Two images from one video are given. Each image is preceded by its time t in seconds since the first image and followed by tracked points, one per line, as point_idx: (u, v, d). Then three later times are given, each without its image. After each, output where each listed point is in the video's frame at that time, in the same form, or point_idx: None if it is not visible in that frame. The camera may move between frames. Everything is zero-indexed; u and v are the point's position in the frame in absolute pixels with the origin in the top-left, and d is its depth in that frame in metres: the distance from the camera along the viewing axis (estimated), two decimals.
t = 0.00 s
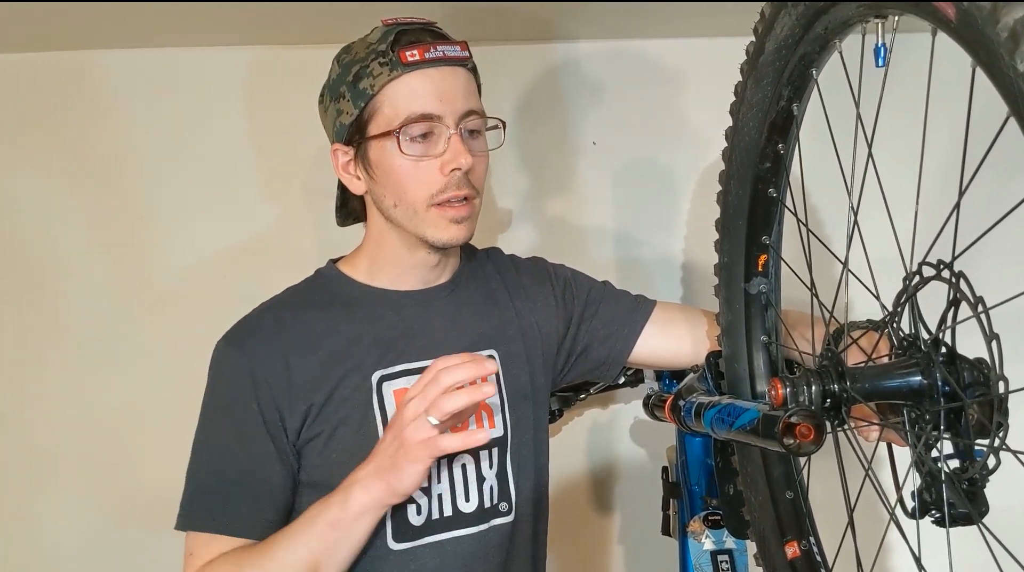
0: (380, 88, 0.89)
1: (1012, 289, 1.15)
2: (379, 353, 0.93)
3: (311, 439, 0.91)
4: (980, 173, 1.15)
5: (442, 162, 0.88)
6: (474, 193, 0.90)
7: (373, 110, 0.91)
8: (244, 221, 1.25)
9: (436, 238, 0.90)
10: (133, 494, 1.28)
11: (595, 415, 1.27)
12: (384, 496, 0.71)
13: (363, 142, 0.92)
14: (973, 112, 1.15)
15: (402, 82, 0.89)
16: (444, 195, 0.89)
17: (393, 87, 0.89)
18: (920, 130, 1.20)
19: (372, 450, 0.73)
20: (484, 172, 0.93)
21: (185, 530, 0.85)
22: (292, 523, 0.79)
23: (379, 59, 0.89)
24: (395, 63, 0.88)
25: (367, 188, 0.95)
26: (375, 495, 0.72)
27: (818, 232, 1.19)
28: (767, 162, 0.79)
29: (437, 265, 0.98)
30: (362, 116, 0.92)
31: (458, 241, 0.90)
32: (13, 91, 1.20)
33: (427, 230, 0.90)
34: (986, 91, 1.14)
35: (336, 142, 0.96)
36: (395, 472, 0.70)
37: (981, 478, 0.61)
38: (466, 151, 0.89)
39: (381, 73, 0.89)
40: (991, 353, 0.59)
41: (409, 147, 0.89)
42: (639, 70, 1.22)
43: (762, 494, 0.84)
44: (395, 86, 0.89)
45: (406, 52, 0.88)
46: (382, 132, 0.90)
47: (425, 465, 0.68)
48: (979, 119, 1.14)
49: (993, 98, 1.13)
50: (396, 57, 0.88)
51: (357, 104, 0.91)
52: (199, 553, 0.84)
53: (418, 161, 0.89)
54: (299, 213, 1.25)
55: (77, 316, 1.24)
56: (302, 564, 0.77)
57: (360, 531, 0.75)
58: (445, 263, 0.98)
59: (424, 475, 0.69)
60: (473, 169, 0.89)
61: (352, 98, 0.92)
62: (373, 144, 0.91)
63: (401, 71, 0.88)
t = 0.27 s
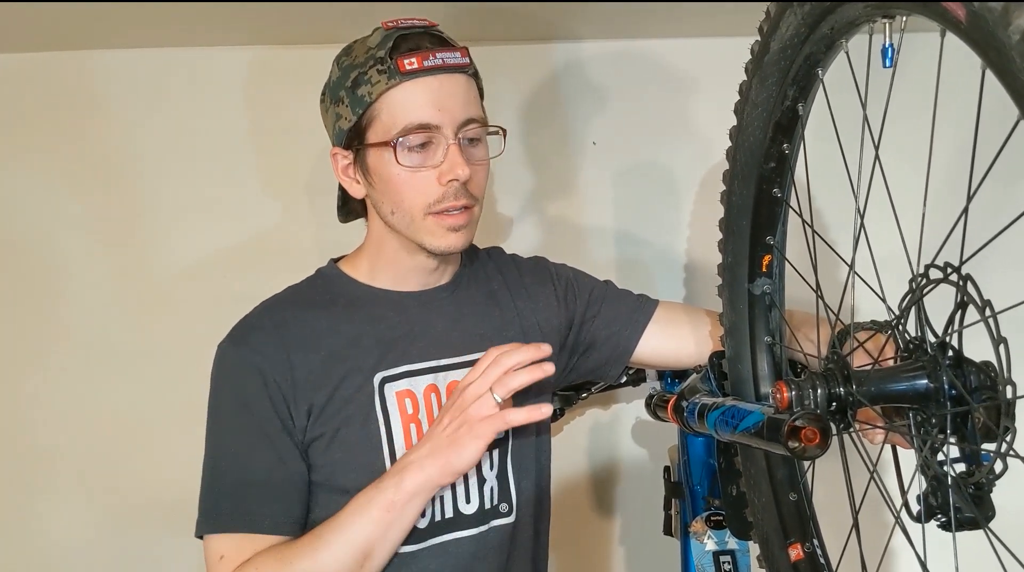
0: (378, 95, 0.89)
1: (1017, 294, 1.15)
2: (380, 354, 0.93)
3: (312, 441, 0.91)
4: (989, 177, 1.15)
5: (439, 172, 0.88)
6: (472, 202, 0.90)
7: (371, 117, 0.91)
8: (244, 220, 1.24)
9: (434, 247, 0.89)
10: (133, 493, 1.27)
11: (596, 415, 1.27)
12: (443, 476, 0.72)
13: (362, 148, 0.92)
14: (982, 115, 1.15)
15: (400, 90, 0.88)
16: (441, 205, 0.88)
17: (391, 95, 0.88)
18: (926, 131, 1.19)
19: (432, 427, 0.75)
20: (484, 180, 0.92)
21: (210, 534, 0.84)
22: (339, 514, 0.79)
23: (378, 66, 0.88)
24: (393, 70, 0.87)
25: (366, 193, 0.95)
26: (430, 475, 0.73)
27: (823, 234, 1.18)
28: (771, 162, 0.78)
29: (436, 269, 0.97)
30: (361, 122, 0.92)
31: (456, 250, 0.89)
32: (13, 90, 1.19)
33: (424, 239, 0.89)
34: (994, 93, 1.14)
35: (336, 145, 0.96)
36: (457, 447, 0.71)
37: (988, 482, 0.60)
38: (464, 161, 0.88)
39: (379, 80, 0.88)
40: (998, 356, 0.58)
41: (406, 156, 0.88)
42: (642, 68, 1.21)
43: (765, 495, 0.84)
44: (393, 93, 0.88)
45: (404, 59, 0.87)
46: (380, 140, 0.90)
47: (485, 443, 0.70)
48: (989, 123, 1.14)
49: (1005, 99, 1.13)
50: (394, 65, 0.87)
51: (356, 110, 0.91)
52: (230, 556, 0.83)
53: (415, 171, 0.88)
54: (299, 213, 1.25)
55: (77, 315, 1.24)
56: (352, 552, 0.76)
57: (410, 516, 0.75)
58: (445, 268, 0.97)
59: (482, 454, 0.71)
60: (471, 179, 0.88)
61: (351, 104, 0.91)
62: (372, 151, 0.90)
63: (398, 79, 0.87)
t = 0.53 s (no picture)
0: (382, 107, 0.88)
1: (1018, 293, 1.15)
2: (380, 354, 0.93)
3: (312, 440, 0.91)
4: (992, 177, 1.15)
5: (442, 187, 0.87)
6: (474, 216, 0.90)
7: (375, 126, 0.90)
8: (244, 220, 1.24)
9: (434, 260, 0.89)
10: (134, 492, 1.27)
11: (597, 414, 1.27)
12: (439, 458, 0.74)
13: (365, 156, 0.92)
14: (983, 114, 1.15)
15: (405, 103, 0.87)
16: (443, 219, 0.88)
17: (396, 108, 0.88)
18: (928, 129, 1.19)
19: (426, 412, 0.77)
20: (486, 194, 0.92)
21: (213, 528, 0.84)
22: (338, 504, 0.79)
23: (383, 77, 0.88)
24: (399, 83, 0.86)
25: (369, 199, 0.95)
26: (428, 460, 0.74)
27: (825, 234, 1.18)
28: (773, 160, 0.79)
29: (436, 274, 0.97)
30: (365, 130, 0.91)
31: (455, 263, 0.90)
32: (12, 89, 1.19)
33: (425, 250, 0.89)
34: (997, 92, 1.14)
35: (340, 149, 0.96)
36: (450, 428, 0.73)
37: (988, 481, 0.60)
38: (467, 177, 0.88)
39: (384, 92, 0.87)
40: (999, 356, 0.58)
41: (409, 169, 0.88)
42: (643, 67, 1.21)
43: (765, 493, 0.84)
44: (398, 106, 0.88)
45: (410, 72, 0.86)
46: (384, 151, 0.90)
47: (481, 422, 0.72)
48: (990, 124, 1.15)
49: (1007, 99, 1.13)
50: (400, 77, 0.87)
51: (359, 119, 0.90)
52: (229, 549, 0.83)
53: (417, 185, 0.88)
54: (300, 213, 1.25)
55: (76, 314, 1.24)
56: (351, 543, 0.76)
57: (408, 503, 0.76)
58: (445, 273, 0.97)
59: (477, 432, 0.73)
60: (473, 195, 0.88)
61: (355, 112, 0.91)
62: (375, 161, 0.90)
63: (404, 92, 0.86)
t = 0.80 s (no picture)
0: (392, 111, 0.88)
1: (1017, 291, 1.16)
2: (382, 353, 0.93)
3: (314, 438, 0.91)
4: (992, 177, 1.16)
5: (446, 193, 0.88)
6: (476, 223, 0.90)
7: (384, 128, 0.90)
8: (246, 219, 1.24)
9: (435, 264, 0.90)
10: (136, 490, 1.27)
11: (598, 414, 1.27)
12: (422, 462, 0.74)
13: (372, 156, 0.92)
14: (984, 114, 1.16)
15: (415, 108, 0.87)
16: (446, 225, 0.88)
17: (405, 112, 0.88)
18: (928, 129, 1.20)
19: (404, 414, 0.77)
20: (490, 201, 0.93)
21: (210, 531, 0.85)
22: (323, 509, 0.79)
23: (393, 81, 0.88)
24: (409, 88, 0.87)
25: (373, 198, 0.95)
26: (409, 464, 0.74)
27: (827, 232, 1.19)
28: (774, 159, 0.79)
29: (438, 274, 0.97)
30: (373, 131, 0.91)
31: (457, 268, 0.90)
32: (15, 89, 1.20)
33: (426, 254, 0.90)
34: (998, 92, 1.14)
35: (346, 147, 0.96)
36: (427, 428, 0.73)
37: (988, 479, 0.61)
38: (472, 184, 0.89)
39: (393, 96, 0.87)
40: (999, 354, 0.59)
41: (415, 174, 0.88)
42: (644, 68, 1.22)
43: (765, 490, 0.84)
44: (407, 110, 0.88)
45: (420, 78, 0.86)
46: (391, 153, 0.90)
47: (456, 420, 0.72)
48: (990, 124, 1.15)
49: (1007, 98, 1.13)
50: (411, 82, 0.87)
51: (368, 120, 0.90)
52: (223, 554, 0.83)
53: (422, 190, 0.88)
54: (302, 212, 1.25)
55: (78, 314, 1.24)
56: (334, 549, 0.76)
57: (392, 508, 0.76)
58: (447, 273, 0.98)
59: (455, 431, 0.73)
60: (477, 203, 0.89)
61: (363, 112, 0.91)
62: (382, 163, 0.90)
63: (413, 98, 0.87)
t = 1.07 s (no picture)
0: (385, 94, 0.89)
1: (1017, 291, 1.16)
2: (382, 352, 0.93)
3: (314, 437, 0.91)
4: (992, 178, 1.16)
5: (443, 170, 0.88)
6: (474, 201, 0.90)
7: (378, 114, 0.91)
8: (246, 219, 1.25)
9: (436, 244, 0.90)
10: (137, 490, 1.28)
11: (598, 414, 1.28)
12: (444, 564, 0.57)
13: (368, 144, 0.93)
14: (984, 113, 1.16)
15: (407, 89, 0.89)
16: (444, 203, 0.89)
17: (398, 93, 0.89)
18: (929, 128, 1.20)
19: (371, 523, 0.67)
20: (487, 180, 0.93)
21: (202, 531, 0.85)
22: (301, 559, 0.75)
23: (385, 65, 0.89)
24: (400, 69, 0.88)
25: (371, 189, 0.96)
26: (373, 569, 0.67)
27: (827, 232, 1.19)
28: (774, 158, 0.79)
29: (440, 263, 0.97)
30: (368, 119, 0.92)
31: (458, 246, 0.90)
32: (16, 90, 1.20)
33: (426, 235, 0.90)
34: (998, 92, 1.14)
35: (342, 142, 0.97)
36: (417, 559, 0.60)
37: (986, 478, 0.61)
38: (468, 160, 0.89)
39: (386, 79, 0.89)
40: (997, 353, 0.59)
41: (411, 153, 0.89)
42: (643, 68, 1.22)
43: (765, 489, 0.84)
44: (400, 92, 0.89)
45: (411, 58, 0.87)
46: (386, 137, 0.91)
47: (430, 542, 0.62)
48: (990, 124, 1.16)
49: (1006, 98, 1.14)
50: (402, 64, 0.88)
51: (362, 108, 0.91)
52: (214, 557, 0.84)
53: (419, 169, 0.89)
54: (303, 211, 1.25)
55: (78, 314, 1.24)
56: None
57: None
58: (449, 263, 0.98)
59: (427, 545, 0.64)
60: (474, 178, 0.89)
61: (358, 102, 0.92)
62: (378, 148, 0.91)
63: (405, 78, 0.88)
